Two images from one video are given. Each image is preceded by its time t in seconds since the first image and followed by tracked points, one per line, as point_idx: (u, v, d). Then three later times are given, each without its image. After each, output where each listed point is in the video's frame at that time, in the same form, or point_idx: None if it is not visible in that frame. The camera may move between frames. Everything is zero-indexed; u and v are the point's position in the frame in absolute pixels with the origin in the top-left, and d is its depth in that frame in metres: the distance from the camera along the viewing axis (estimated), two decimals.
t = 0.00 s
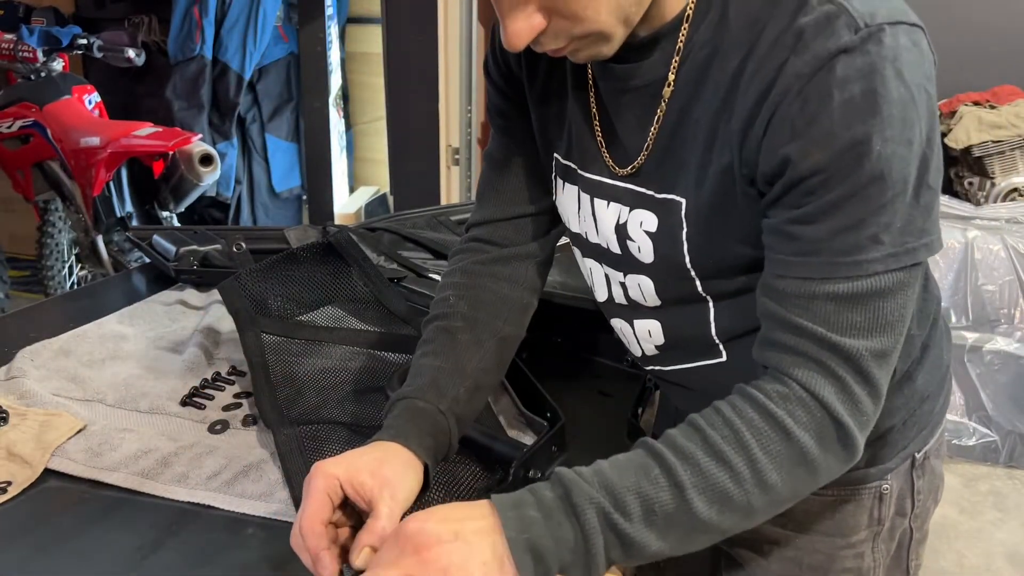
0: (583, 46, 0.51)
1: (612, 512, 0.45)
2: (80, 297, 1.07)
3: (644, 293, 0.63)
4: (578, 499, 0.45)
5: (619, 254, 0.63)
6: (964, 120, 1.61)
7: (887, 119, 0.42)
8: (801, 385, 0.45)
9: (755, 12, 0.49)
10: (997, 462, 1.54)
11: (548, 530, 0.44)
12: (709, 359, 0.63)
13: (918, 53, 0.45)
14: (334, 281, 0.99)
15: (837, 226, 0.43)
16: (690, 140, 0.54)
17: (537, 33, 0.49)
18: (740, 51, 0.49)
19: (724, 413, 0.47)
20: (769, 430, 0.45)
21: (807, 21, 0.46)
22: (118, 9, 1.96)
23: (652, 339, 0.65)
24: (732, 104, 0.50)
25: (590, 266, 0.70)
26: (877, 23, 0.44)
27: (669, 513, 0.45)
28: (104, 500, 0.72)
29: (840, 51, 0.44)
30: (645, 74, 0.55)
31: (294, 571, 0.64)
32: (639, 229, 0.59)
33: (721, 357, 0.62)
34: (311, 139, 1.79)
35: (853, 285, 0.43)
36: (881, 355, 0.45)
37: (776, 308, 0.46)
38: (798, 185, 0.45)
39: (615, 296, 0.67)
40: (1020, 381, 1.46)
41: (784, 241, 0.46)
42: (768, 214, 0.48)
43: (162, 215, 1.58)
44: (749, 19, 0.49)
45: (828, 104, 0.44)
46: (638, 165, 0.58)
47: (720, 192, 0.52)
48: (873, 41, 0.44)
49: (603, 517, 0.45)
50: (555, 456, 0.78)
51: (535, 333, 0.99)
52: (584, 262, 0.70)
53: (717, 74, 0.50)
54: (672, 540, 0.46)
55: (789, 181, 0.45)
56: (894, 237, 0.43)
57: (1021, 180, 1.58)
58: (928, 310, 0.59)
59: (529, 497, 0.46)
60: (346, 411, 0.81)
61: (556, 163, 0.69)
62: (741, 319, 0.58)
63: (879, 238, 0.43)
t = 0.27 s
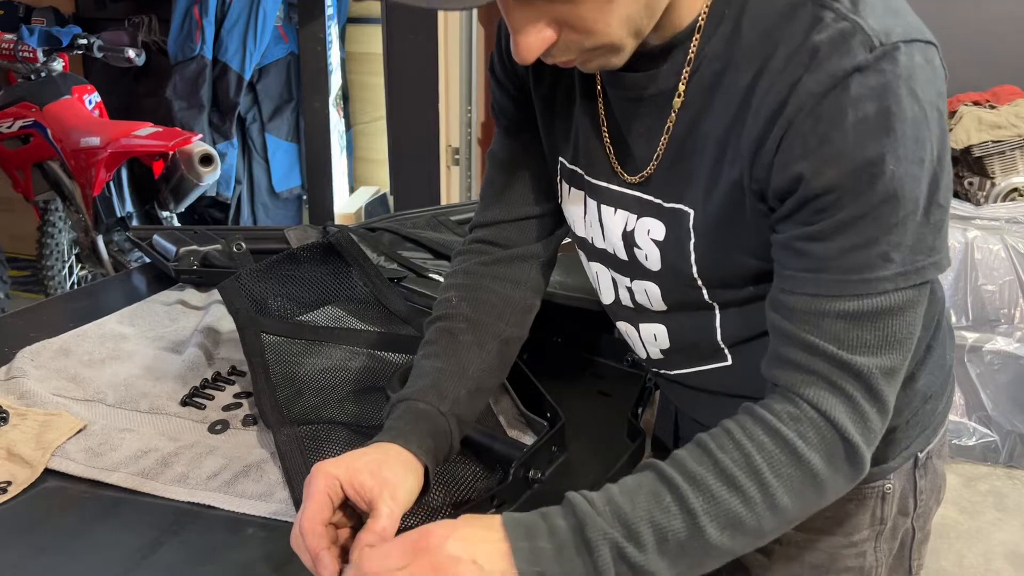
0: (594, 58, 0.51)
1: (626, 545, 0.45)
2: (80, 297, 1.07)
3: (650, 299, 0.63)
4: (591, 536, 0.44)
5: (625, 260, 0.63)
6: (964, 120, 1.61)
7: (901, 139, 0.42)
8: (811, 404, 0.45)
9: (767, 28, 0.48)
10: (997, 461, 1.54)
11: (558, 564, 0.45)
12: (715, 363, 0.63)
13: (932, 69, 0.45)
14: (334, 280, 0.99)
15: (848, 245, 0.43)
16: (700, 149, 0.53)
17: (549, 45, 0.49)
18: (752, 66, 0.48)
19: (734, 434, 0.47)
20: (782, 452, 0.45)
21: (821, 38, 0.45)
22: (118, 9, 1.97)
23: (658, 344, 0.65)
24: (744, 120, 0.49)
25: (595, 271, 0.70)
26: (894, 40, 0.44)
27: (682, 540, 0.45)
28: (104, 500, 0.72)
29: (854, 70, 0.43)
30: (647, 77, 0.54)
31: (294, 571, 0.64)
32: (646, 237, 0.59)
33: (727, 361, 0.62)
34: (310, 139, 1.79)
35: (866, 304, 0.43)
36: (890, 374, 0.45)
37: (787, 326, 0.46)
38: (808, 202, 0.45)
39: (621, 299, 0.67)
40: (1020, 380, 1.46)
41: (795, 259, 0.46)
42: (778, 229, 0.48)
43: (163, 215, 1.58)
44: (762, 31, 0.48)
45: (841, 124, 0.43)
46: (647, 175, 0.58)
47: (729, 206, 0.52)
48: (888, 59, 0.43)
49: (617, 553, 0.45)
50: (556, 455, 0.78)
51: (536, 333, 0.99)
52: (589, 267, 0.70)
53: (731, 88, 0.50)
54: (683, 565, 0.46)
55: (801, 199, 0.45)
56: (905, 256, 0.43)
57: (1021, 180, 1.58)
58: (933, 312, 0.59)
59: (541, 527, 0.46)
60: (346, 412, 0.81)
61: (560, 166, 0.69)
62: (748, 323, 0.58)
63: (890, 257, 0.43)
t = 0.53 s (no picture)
0: (614, 67, 0.51)
1: (616, 549, 0.44)
2: (80, 297, 1.07)
3: (661, 304, 0.63)
4: (583, 541, 0.44)
5: (636, 265, 0.63)
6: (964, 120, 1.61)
7: (916, 151, 0.42)
8: (811, 415, 0.45)
9: (785, 37, 0.48)
10: (997, 462, 1.54)
11: (550, 568, 0.44)
12: (725, 367, 0.63)
13: (950, 82, 0.45)
14: (334, 280, 0.99)
15: (856, 255, 0.43)
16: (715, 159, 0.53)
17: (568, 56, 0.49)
18: (769, 75, 0.49)
19: (731, 442, 0.47)
20: (779, 462, 0.45)
21: (841, 48, 0.45)
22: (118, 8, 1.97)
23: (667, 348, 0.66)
24: (760, 129, 0.49)
25: (605, 275, 0.70)
26: (914, 52, 0.44)
27: (676, 548, 0.45)
28: (104, 500, 0.72)
29: (871, 82, 0.43)
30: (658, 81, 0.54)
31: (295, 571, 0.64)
32: (658, 244, 0.59)
33: (736, 365, 0.62)
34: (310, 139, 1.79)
35: (871, 316, 0.43)
36: (892, 387, 0.45)
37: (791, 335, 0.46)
38: (819, 211, 0.45)
39: (631, 303, 0.67)
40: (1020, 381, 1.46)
41: (802, 267, 0.46)
42: (788, 237, 0.48)
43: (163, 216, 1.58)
44: (780, 41, 0.48)
45: (856, 135, 0.43)
46: (660, 181, 0.58)
47: (742, 215, 0.52)
48: (906, 72, 0.43)
49: (609, 559, 0.44)
50: (556, 455, 0.78)
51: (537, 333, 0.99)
52: (599, 269, 0.70)
53: (746, 96, 0.50)
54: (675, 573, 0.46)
55: (812, 208, 0.45)
56: (912, 268, 0.43)
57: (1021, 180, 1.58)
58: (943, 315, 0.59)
59: (533, 529, 0.45)
60: (346, 412, 0.81)
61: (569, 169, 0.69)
62: (757, 328, 0.58)
63: (897, 270, 0.43)
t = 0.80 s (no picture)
0: (649, 82, 0.52)
1: (609, 537, 0.44)
2: (80, 297, 1.07)
3: (666, 306, 0.63)
4: (574, 522, 0.44)
5: (643, 268, 0.63)
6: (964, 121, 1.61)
7: (927, 163, 0.42)
8: (810, 421, 0.45)
9: (801, 48, 0.48)
10: (997, 461, 1.54)
11: (541, 550, 0.44)
12: (726, 369, 0.63)
13: (962, 96, 0.45)
14: (334, 280, 0.99)
15: (863, 264, 0.43)
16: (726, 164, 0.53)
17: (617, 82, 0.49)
18: (783, 85, 0.48)
19: (729, 444, 0.47)
20: (775, 465, 0.45)
21: (856, 59, 0.45)
22: (118, 9, 1.97)
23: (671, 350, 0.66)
24: (772, 138, 0.49)
25: (610, 277, 0.70)
26: (929, 65, 0.44)
27: (667, 540, 0.45)
28: (104, 500, 0.72)
29: (886, 94, 0.43)
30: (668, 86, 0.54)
31: (294, 572, 0.64)
32: (664, 247, 0.60)
33: (739, 367, 0.62)
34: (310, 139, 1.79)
35: (873, 325, 0.43)
36: (894, 398, 0.45)
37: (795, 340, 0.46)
38: (828, 220, 0.45)
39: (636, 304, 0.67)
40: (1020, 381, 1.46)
41: (808, 274, 0.46)
42: (795, 243, 0.48)
43: (162, 215, 1.58)
44: (795, 50, 0.48)
45: (868, 146, 0.43)
46: (670, 191, 0.58)
47: (752, 222, 0.52)
48: (919, 85, 0.43)
49: (600, 543, 0.44)
50: (556, 455, 0.78)
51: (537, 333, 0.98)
52: (603, 270, 0.70)
53: (760, 104, 0.50)
54: (665, 566, 0.46)
55: (821, 216, 0.45)
56: (919, 280, 0.43)
57: (1021, 180, 1.58)
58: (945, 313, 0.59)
59: (524, 514, 0.45)
60: (346, 412, 0.81)
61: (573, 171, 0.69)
62: (760, 330, 0.59)
63: (902, 279, 0.43)
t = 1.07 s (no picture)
0: (659, 91, 0.52)
1: (600, 535, 0.45)
2: (80, 297, 1.07)
3: (671, 310, 0.63)
4: (565, 519, 0.44)
5: (647, 271, 0.63)
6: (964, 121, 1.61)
7: (930, 166, 0.42)
8: (803, 421, 0.45)
9: (808, 52, 0.48)
10: (997, 461, 1.54)
11: (533, 547, 0.44)
12: (731, 369, 0.63)
13: (964, 101, 0.45)
14: (334, 280, 0.99)
15: (865, 264, 0.43)
16: (732, 167, 0.54)
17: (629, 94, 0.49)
18: (789, 89, 0.48)
19: (722, 444, 0.47)
20: (767, 465, 0.45)
21: (863, 63, 0.45)
22: (118, 8, 1.97)
23: (675, 352, 0.66)
24: (777, 142, 0.49)
25: (613, 278, 0.70)
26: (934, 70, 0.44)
27: (657, 539, 0.45)
28: (104, 499, 0.72)
29: (891, 97, 0.43)
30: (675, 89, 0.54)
31: (294, 571, 0.64)
32: (669, 251, 0.60)
33: (742, 367, 0.62)
34: (310, 139, 1.79)
35: (872, 325, 0.43)
36: (891, 397, 0.44)
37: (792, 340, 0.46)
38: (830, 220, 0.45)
39: (640, 306, 0.67)
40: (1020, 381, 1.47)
41: (810, 274, 0.46)
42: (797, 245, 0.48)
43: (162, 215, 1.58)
44: (802, 56, 0.48)
45: (873, 148, 0.43)
46: (675, 196, 0.58)
47: (757, 225, 0.52)
48: (923, 89, 0.43)
49: (590, 538, 0.45)
50: (556, 455, 0.78)
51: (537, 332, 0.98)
52: (607, 271, 0.71)
53: (766, 107, 0.50)
54: (657, 565, 0.46)
55: (825, 217, 0.45)
56: (918, 281, 0.43)
57: (1021, 180, 1.58)
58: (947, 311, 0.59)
59: (517, 512, 0.46)
60: (346, 412, 0.81)
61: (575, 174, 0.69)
62: (762, 331, 0.58)
63: (903, 279, 0.43)
